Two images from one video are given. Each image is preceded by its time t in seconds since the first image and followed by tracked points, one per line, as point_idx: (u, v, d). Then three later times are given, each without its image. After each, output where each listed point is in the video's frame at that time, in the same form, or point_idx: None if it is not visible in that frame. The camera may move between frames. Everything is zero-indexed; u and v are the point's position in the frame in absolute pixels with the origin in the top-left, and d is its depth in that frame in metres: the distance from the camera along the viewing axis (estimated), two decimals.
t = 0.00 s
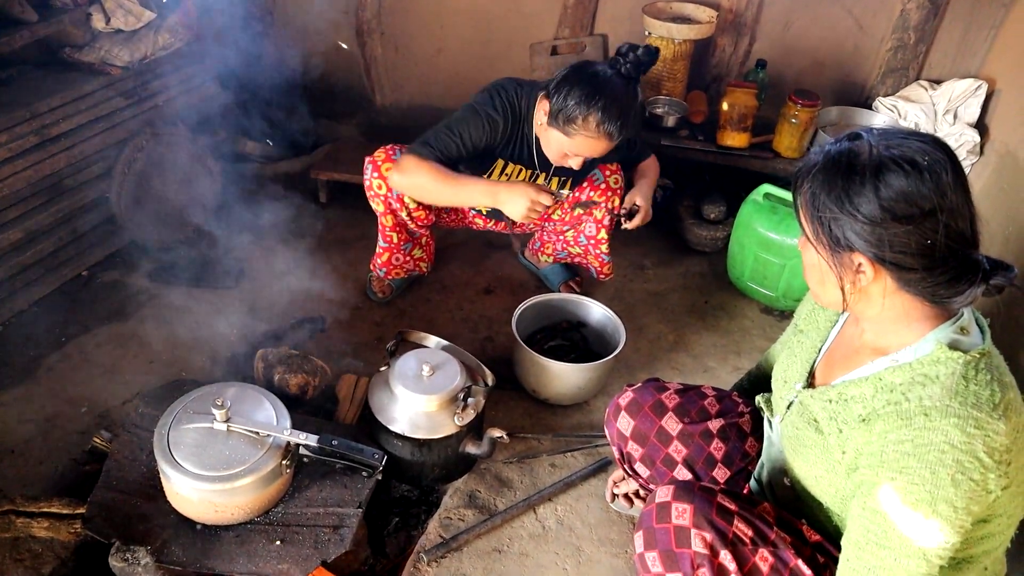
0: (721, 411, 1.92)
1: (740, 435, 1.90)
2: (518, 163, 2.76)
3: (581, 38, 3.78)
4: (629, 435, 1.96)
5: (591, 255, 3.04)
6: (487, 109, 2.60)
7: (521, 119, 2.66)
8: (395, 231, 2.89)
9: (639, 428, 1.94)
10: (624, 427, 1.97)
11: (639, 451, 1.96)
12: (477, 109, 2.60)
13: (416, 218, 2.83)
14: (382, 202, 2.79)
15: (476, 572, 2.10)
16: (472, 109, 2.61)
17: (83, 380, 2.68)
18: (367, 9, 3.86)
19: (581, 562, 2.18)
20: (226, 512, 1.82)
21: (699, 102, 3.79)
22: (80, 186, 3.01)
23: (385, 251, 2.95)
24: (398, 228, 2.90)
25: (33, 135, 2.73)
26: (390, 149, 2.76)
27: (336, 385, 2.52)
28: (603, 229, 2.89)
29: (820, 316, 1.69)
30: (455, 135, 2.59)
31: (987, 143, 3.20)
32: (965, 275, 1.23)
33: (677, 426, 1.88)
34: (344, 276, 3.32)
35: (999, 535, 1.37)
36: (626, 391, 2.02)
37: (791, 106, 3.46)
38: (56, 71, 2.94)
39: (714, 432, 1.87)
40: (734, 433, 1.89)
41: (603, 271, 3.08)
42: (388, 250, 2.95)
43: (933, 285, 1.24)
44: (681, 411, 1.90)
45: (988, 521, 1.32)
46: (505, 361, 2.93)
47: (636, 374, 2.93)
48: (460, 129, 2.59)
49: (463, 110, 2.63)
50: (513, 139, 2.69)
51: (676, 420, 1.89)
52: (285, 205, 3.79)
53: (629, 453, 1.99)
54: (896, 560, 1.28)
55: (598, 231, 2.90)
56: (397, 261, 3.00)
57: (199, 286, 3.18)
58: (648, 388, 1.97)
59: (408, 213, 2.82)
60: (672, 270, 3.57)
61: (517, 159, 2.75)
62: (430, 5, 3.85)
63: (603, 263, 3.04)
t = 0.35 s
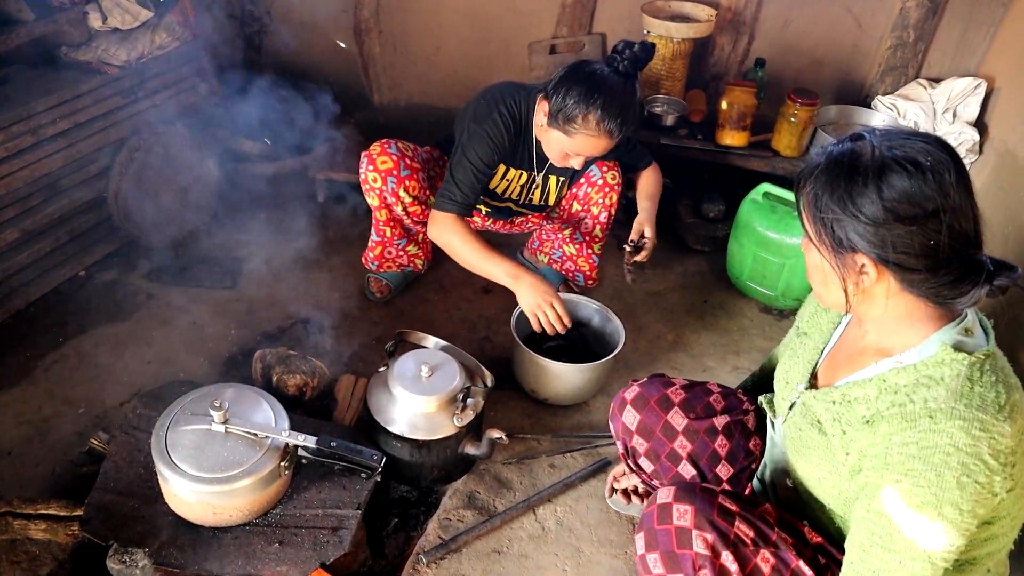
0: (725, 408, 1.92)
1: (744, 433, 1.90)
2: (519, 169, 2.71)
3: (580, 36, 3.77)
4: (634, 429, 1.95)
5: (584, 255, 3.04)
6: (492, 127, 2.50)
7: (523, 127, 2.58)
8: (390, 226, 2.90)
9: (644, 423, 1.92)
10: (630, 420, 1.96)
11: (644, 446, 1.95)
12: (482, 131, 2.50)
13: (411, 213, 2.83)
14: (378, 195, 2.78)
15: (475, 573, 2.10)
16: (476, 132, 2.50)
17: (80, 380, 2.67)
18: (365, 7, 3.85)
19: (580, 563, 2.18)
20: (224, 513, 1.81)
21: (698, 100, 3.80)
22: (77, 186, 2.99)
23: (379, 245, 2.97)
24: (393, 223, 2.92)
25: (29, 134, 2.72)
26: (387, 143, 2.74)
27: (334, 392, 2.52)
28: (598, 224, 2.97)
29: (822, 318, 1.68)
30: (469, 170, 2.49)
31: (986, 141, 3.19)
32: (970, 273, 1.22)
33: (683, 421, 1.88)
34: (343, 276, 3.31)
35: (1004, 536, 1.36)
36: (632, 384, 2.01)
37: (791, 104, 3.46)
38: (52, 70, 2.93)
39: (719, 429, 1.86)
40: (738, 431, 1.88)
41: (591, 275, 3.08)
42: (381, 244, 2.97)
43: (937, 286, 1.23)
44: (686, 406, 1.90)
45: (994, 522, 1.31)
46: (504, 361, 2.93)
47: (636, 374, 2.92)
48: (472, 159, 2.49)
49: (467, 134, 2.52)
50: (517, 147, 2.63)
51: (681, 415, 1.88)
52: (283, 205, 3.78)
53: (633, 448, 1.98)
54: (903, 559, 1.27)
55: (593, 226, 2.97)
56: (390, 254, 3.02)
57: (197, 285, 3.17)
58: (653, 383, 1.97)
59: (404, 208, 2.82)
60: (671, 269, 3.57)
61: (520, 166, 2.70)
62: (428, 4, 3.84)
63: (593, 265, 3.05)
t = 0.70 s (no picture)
0: (746, 382, 1.90)
1: (761, 412, 1.87)
2: (511, 166, 2.73)
3: (576, 38, 3.75)
4: (658, 385, 1.95)
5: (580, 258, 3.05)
6: (485, 120, 2.52)
7: (513, 122, 2.61)
8: (389, 227, 2.90)
9: (669, 379, 1.93)
10: (654, 377, 1.97)
11: (666, 405, 1.95)
12: (475, 123, 2.51)
13: (409, 213, 2.82)
14: (376, 195, 2.77)
15: None
16: (470, 124, 2.51)
17: (77, 386, 2.66)
18: (360, 10, 3.84)
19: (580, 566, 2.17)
20: (222, 519, 1.80)
21: (695, 100, 3.79)
22: (72, 191, 2.98)
23: (378, 246, 2.96)
24: (392, 223, 2.91)
25: (23, 139, 2.71)
26: (386, 143, 2.74)
27: (333, 393, 2.51)
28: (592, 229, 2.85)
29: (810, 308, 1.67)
30: (463, 160, 2.51)
31: (982, 139, 3.19)
32: (929, 256, 1.23)
33: (706, 383, 1.87)
34: (340, 279, 3.30)
35: (974, 519, 1.33)
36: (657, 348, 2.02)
37: (788, 103, 3.47)
38: (46, 74, 2.91)
39: (740, 402, 1.85)
40: (757, 408, 1.87)
41: (587, 278, 3.11)
42: (381, 245, 2.96)
43: (897, 266, 1.23)
44: (711, 368, 1.91)
45: (960, 496, 1.29)
46: (502, 364, 2.92)
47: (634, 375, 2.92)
48: (466, 150, 2.50)
49: (460, 127, 2.52)
50: (509, 143, 2.65)
51: (706, 377, 1.88)
52: (279, 208, 3.77)
53: (654, 408, 1.99)
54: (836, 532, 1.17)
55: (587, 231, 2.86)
56: (390, 258, 3.02)
57: (193, 290, 3.16)
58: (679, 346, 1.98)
59: (402, 208, 2.81)
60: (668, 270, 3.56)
61: (512, 162, 2.72)
62: (423, 6, 3.83)
63: (588, 268, 3.06)
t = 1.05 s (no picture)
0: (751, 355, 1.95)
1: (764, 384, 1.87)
2: (501, 165, 2.72)
3: (570, 36, 3.75)
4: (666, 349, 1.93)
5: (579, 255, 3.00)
6: (469, 122, 2.51)
7: (501, 122, 2.59)
8: (385, 227, 2.88)
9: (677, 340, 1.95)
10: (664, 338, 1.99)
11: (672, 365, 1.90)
12: (458, 124, 2.51)
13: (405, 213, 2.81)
14: (371, 195, 2.76)
15: None
16: (453, 126, 2.51)
17: (72, 388, 2.65)
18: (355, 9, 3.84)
19: (578, 565, 2.18)
20: (219, 520, 1.80)
21: (689, 99, 3.78)
22: (66, 192, 2.97)
23: (374, 247, 2.94)
24: (387, 224, 2.90)
25: (17, 140, 2.69)
26: (381, 143, 2.73)
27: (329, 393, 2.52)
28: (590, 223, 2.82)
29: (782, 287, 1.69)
30: (440, 161, 2.52)
31: (976, 136, 3.20)
32: (869, 227, 1.29)
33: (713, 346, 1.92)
34: (336, 279, 3.30)
35: (894, 471, 1.38)
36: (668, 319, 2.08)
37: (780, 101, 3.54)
38: (39, 75, 2.90)
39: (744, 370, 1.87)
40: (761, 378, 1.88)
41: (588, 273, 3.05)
42: (377, 247, 2.94)
43: (842, 236, 1.29)
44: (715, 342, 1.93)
45: (864, 439, 1.36)
46: (498, 363, 2.93)
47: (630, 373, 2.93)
48: (445, 151, 2.52)
49: (444, 128, 2.53)
50: (495, 143, 2.64)
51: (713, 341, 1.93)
52: (275, 208, 3.76)
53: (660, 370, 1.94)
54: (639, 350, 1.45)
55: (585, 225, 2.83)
56: (386, 258, 3.00)
57: (189, 291, 3.15)
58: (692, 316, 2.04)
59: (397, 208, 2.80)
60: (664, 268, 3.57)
61: (502, 162, 2.71)
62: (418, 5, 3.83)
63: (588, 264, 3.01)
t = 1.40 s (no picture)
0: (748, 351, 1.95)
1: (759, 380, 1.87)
2: (501, 165, 2.72)
3: (569, 35, 3.76)
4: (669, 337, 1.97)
5: (579, 252, 2.94)
6: (470, 124, 2.51)
7: (500, 121, 2.59)
8: (384, 226, 2.89)
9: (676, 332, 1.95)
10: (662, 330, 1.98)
11: (669, 357, 1.90)
12: (458, 126, 2.50)
13: (404, 213, 2.81)
14: (370, 195, 2.77)
15: (470, 573, 2.10)
16: (454, 128, 2.50)
17: (71, 385, 2.65)
18: (353, 7, 3.84)
19: (575, 562, 2.18)
20: (218, 516, 1.80)
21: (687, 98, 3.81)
22: (65, 189, 2.97)
23: (373, 246, 2.94)
24: (387, 222, 2.90)
25: (16, 137, 2.70)
26: (379, 142, 2.73)
27: (327, 388, 2.53)
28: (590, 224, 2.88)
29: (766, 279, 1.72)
30: (446, 168, 2.50)
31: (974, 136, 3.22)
32: (833, 213, 1.33)
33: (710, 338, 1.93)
34: (335, 277, 3.31)
35: (855, 441, 1.38)
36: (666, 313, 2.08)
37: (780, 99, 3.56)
38: (38, 72, 2.90)
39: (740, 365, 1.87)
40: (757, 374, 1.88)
41: (587, 271, 2.98)
42: (376, 245, 2.94)
43: (812, 221, 1.33)
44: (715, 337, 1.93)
45: (823, 408, 1.37)
46: (497, 360, 2.93)
47: (628, 372, 2.93)
48: (449, 157, 2.50)
49: (445, 130, 2.52)
50: (496, 144, 2.64)
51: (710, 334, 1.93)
52: (274, 206, 3.77)
53: (659, 361, 1.94)
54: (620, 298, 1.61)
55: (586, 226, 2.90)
56: (385, 256, 3.00)
57: (188, 288, 3.16)
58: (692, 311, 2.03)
59: (396, 207, 2.80)
60: (662, 267, 3.58)
61: (502, 161, 2.71)
62: (417, 3, 3.83)
63: (588, 262, 2.94)
